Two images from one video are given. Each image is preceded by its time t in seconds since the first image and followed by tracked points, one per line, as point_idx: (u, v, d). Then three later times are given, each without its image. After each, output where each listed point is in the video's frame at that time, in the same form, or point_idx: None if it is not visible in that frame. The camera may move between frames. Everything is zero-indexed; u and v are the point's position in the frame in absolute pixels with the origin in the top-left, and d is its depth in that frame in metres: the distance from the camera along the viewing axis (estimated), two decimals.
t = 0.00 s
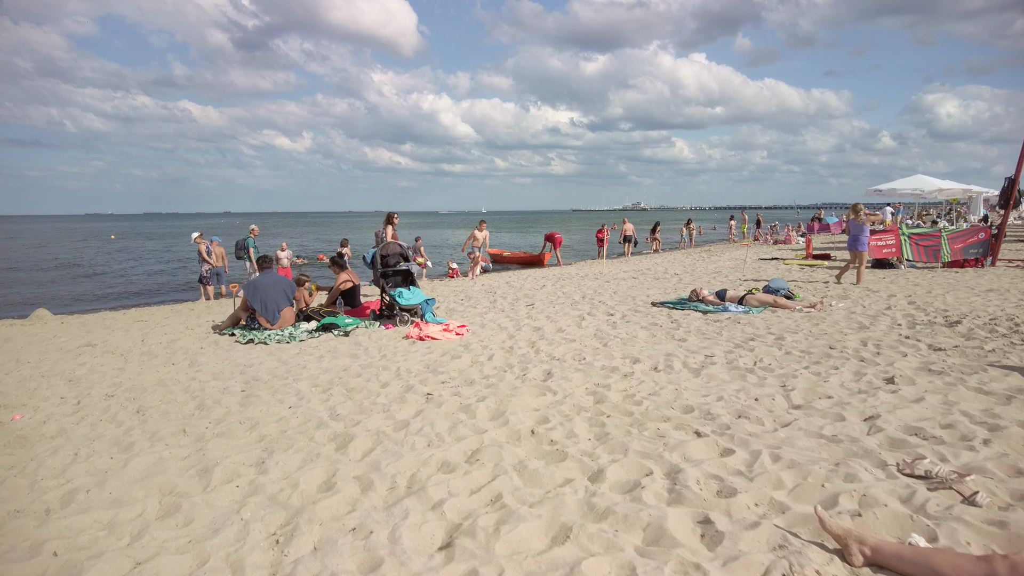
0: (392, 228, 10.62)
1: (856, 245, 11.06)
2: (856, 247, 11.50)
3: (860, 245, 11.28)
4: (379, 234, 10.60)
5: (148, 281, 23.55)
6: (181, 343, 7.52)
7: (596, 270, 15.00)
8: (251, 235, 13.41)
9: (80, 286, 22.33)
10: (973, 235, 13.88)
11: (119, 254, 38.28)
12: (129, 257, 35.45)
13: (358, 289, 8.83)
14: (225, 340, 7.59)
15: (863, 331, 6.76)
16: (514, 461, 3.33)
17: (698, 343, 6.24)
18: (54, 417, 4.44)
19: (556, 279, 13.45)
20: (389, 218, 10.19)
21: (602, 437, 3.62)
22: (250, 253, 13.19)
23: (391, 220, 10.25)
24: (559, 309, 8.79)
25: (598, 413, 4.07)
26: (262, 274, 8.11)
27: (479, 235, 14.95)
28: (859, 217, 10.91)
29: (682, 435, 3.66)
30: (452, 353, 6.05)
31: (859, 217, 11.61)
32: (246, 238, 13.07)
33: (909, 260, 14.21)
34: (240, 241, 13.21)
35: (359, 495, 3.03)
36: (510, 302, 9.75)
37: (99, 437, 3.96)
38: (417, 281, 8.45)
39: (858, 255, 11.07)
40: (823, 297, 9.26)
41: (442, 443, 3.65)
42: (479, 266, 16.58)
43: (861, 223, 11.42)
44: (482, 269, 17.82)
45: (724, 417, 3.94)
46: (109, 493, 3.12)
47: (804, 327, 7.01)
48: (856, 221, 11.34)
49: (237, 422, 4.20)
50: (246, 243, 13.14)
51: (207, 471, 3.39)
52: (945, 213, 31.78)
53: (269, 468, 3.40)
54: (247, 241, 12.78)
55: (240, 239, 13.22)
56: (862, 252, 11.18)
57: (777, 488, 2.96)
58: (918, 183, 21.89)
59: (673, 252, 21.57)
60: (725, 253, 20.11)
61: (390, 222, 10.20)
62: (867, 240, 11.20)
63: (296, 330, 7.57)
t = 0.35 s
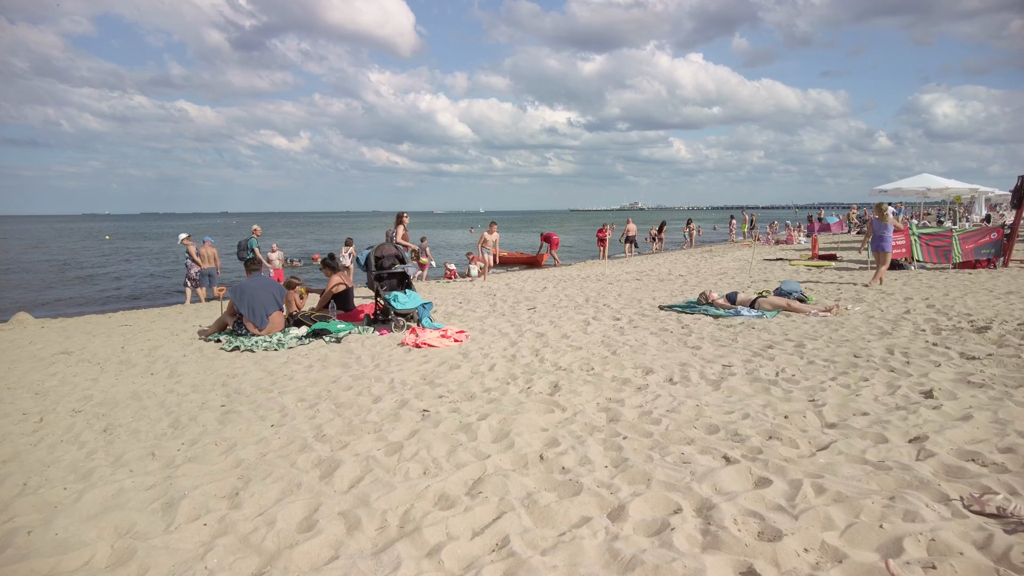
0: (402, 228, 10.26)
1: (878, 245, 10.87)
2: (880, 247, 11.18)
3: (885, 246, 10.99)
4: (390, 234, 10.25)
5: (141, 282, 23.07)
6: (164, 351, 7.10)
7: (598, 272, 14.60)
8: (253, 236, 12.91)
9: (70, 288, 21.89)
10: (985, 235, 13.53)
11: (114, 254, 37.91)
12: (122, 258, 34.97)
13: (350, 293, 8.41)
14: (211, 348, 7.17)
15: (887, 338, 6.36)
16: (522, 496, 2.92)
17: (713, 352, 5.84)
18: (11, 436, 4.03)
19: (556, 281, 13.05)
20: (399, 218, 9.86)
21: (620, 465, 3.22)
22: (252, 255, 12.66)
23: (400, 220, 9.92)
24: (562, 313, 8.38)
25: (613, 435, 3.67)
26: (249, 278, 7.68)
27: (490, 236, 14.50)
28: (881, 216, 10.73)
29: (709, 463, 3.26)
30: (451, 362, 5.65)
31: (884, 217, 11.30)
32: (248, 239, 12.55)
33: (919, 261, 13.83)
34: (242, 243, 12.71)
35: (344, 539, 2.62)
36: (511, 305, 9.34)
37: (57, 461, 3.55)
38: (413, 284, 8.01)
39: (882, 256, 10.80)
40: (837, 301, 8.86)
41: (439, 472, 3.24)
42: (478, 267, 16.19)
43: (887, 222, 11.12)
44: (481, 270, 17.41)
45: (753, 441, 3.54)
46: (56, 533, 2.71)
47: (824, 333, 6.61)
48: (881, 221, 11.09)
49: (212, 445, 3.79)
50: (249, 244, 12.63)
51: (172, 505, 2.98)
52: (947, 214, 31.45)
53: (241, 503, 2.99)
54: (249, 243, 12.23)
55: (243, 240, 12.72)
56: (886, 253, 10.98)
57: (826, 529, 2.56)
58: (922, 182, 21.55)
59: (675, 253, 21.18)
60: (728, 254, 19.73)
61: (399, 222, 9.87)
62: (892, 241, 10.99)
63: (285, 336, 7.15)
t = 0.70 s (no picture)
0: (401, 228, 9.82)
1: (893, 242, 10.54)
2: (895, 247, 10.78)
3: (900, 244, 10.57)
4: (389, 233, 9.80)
5: (122, 284, 22.40)
6: (128, 363, 6.57)
7: (593, 274, 14.15)
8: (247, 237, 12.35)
9: (48, 290, 21.20)
10: (988, 235, 13.20)
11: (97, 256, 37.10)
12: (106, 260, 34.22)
13: (332, 299, 7.90)
14: (178, 360, 6.64)
15: (906, 347, 5.92)
16: (512, 556, 2.44)
17: (721, 365, 5.38)
18: None
19: (550, 283, 12.58)
20: (400, 216, 9.42)
21: (628, 512, 2.75)
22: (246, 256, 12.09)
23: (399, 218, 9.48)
24: (556, 319, 7.90)
25: (618, 471, 3.19)
26: (220, 283, 7.15)
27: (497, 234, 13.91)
28: (895, 214, 10.47)
29: (731, 508, 2.80)
30: (436, 377, 5.16)
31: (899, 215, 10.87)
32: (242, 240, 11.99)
33: (921, 262, 13.50)
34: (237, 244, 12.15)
35: None
36: (502, 310, 8.83)
37: None
38: (397, 289, 7.52)
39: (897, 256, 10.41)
40: (845, 305, 8.43)
41: (415, 522, 2.75)
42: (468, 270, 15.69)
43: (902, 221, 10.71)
44: (472, 271, 16.90)
45: (779, 479, 3.07)
46: None
47: (837, 342, 6.17)
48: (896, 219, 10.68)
49: (156, 484, 3.29)
50: (242, 245, 12.06)
51: (93, 567, 2.49)
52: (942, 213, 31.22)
53: (177, 564, 2.50)
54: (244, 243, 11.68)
55: (237, 241, 12.15)
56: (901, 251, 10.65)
57: None
58: (920, 181, 21.23)
59: (670, 254, 20.75)
60: (724, 254, 19.32)
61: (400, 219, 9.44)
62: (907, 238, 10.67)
63: (258, 347, 6.63)
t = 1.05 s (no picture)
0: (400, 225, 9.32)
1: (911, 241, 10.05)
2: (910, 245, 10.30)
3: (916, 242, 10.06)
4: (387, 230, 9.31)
5: (97, 286, 21.63)
6: (82, 372, 6.03)
7: (584, 273, 13.70)
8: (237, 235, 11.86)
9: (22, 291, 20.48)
10: (988, 232, 12.89)
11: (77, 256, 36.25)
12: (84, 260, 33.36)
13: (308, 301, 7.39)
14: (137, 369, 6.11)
15: (924, 352, 5.51)
16: None
17: (728, 373, 4.94)
18: None
19: (539, 283, 12.11)
20: (399, 212, 8.92)
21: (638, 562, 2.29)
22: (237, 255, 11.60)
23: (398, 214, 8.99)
24: (547, 322, 7.44)
25: (624, 506, 2.73)
26: (185, 286, 6.62)
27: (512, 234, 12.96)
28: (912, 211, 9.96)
29: (760, 554, 2.35)
30: (416, 389, 4.67)
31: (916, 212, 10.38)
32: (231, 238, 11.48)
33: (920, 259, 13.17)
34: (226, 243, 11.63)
35: None
36: (490, 313, 8.34)
37: None
38: (377, 291, 7.03)
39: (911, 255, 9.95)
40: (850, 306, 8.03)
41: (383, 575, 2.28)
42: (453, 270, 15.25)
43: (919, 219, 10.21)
44: (459, 271, 16.39)
45: (812, 514, 2.63)
46: None
47: (849, 347, 5.74)
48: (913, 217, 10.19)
49: (81, 524, 2.79)
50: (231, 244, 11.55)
51: None
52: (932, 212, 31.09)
53: None
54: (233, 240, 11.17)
55: (226, 239, 11.64)
56: (917, 250, 10.16)
57: None
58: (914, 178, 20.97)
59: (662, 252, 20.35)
60: (716, 253, 18.95)
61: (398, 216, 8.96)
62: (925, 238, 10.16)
63: (225, 354, 6.11)
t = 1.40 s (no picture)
0: (385, 227, 8.86)
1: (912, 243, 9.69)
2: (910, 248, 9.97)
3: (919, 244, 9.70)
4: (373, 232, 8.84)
5: (58, 290, 20.70)
6: (16, 393, 5.47)
7: (567, 276, 13.29)
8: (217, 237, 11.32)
9: None
10: (975, 235, 12.71)
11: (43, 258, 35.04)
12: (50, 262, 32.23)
13: (271, 312, 6.88)
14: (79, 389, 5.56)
15: (930, 367, 5.16)
16: None
17: (726, 393, 4.53)
18: None
19: (520, 288, 11.66)
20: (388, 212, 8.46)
21: None
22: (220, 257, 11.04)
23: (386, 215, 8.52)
24: (529, 333, 7.00)
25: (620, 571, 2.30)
26: (135, 297, 6.08)
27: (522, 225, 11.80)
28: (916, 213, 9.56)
29: None
30: (384, 414, 4.21)
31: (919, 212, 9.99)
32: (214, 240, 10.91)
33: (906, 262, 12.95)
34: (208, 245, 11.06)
35: None
36: (468, 322, 7.88)
37: None
38: (343, 303, 6.57)
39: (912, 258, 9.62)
40: (844, 313, 7.70)
41: None
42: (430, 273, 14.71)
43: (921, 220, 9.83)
44: (438, 274, 15.87)
45: None
46: None
47: (851, 361, 5.37)
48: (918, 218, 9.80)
49: None
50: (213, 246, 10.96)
51: None
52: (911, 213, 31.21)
53: None
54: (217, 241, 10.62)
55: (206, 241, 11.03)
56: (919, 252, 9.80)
57: None
58: (897, 179, 20.86)
59: (645, 254, 20.01)
60: (700, 254, 18.64)
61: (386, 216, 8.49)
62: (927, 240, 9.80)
63: (178, 372, 5.59)
